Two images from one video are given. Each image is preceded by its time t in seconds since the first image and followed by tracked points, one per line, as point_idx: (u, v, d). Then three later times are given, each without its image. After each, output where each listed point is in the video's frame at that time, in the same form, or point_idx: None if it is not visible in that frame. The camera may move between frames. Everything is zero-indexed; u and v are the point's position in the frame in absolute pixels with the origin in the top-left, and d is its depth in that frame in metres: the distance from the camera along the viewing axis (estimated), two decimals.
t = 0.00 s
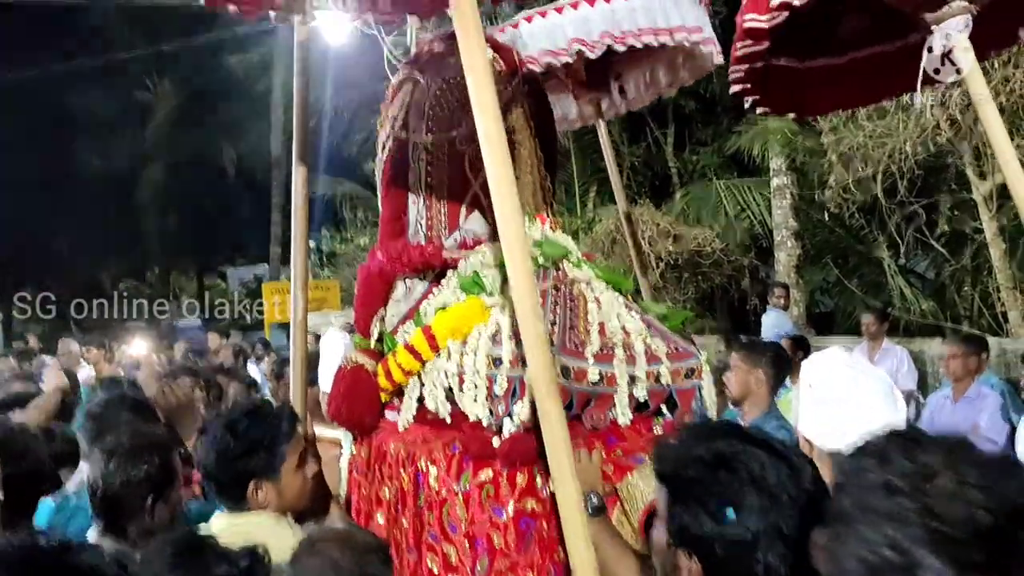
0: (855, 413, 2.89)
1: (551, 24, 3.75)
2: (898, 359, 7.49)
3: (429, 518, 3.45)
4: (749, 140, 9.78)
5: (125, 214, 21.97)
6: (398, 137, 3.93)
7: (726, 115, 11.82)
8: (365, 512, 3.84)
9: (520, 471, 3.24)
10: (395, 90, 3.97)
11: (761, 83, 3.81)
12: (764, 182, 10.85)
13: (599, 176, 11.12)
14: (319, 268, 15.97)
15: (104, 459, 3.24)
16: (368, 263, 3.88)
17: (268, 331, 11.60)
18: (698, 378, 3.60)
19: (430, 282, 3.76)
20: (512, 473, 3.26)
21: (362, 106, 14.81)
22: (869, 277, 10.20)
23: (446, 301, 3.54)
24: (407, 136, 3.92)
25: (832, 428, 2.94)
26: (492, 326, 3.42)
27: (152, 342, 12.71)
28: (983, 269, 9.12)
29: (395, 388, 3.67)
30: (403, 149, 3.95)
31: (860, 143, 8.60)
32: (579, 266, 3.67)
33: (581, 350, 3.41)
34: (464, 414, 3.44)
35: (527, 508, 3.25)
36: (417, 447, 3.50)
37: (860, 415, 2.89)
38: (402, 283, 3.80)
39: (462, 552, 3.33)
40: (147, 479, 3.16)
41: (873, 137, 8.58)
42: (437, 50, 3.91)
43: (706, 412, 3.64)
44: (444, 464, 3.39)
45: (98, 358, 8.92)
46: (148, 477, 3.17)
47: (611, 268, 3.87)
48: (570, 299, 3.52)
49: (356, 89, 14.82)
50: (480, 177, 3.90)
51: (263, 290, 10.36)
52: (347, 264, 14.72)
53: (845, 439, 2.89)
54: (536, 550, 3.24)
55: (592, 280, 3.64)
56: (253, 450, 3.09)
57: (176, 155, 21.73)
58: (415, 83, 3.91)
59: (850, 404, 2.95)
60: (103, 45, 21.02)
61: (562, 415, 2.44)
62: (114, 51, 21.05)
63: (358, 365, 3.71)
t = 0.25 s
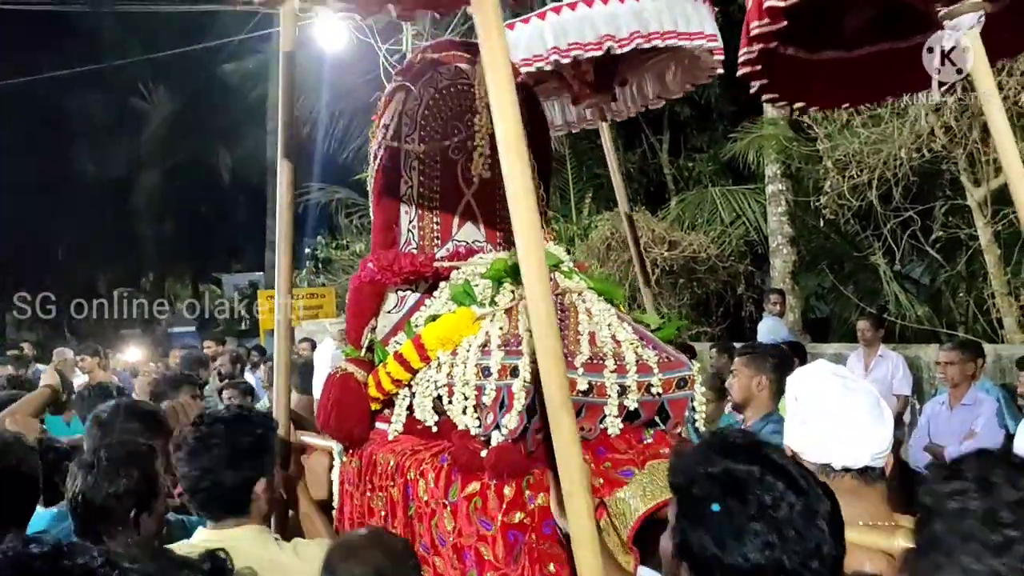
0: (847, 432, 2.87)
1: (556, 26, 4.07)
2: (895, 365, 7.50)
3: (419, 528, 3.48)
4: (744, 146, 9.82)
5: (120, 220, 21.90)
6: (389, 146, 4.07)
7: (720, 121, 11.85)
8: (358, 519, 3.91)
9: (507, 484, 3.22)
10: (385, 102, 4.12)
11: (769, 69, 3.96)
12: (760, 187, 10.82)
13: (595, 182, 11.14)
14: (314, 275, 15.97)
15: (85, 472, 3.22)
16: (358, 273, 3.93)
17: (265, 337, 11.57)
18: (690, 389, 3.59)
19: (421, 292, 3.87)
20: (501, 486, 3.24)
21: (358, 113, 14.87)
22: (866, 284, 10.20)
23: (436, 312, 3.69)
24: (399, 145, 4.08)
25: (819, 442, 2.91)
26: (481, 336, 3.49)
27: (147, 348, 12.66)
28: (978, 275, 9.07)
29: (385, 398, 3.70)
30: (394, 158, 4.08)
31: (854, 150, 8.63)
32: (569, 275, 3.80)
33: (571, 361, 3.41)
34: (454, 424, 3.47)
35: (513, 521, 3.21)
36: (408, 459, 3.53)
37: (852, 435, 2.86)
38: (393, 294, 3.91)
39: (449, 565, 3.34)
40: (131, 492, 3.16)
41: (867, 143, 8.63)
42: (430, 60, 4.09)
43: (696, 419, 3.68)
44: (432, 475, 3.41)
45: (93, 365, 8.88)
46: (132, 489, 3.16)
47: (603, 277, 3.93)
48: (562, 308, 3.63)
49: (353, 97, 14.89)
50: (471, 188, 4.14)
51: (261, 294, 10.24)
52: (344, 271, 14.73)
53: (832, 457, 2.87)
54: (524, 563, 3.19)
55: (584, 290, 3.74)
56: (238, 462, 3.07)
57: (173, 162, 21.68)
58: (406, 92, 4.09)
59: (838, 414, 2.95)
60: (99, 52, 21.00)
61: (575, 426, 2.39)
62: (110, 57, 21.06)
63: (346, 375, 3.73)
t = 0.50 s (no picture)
0: (847, 439, 2.89)
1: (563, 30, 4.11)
2: (895, 372, 7.50)
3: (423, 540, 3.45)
4: (743, 153, 9.85)
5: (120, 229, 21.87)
6: (386, 155, 4.02)
7: (719, 128, 11.87)
8: (358, 533, 3.85)
9: (514, 495, 3.25)
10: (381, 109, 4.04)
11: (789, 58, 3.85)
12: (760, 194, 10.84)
13: (594, 190, 11.16)
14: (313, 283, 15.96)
15: (84, 484, 3.22)
16: (356, 283, 3.92)
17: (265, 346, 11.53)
18: (691, 396, 3.63)
19: (421, 301, 3.90)
20: (507, 497, 3.26)
21: (358, 121, 14.90)
22: (865, 290, 10.17)
23: (436, 321, 3.72)
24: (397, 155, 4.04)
25: (821, 449, 2.94)
26: (484, 345, 3.50)
27: (147, 357, 12.71)
28: (977, 281, 9.06)
29: (386, 408, 3.70)
30: (392, 167, 4.07)
31: (853, 157, 8.65)
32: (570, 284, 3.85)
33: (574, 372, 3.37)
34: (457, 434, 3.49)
35: (521, 532, 3.22)
36: (411, 470, 3.51)
37: (854, 441, 2.88)
38: (392, 304, 3.91)
39: None
40: (131, 505, 3.18)
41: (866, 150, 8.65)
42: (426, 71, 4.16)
43: (697, 424, 3.74)
44: (437, 486, 3.41)
45: (93, 374, 8.90)
46: (132, 502, 3.18)
47: (604, 285, 3.95)
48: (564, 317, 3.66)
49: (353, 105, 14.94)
50: (469, 197, 4.19)
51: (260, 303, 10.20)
52: (344, 279, 14.71)
53: (838, 464, 2.88)
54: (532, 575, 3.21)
55: (586, 299, 3.78)
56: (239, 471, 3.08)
57: (172, 171, 21.68)
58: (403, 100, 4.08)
59: (842, 417, 2.95)
60: (98, 61, 21.00)
61: (590, 442, 2.43)
62: (110, 67, 21.07)
63: (347, 386, 3.72)
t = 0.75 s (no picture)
0: (874, 441, 2.87)
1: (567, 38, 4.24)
2: (905, 381, 7.47)
3: (444, 557, 3.42)
4: (750, 163, 9.86)
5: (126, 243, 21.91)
6: (392, 169, 4.06)
7: (724, 138, 11.89)
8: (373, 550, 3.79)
9: (540, 509, 3.27)
10: (387, 123, 4.08)
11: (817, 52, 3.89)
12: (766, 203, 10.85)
13: (600, 200, 11.16)
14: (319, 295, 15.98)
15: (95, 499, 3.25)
16: (364, 299, 3.92)
17: (271, 358, 11.51)
18: (705, 403, 3.66)
19: (430, 314, 3.93)
20: (531, 511, 3.28)
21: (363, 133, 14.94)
22: (873, 298, 10.18)
23: (447, 334, 3.73)
24: (403, 168, 4.08)
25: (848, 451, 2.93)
26: (500, 358, 3.52)
27: (155, 370, 12.70)
28: (986, 289, 9.07)
29: (399, 423, 3.68)
30: (398, 180, 4.08)
31: (861, 165, 8.66)
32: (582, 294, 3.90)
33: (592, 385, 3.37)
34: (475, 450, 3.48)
35: (547, 547, 3.23)
36: (430, 485, 3.51)
37: (880, 447, 2.87)
38: (401, 318, 3.92)
39: None
40: (141, 519, 3.20)
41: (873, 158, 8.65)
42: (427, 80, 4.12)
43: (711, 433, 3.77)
44: (459, 502, 3.40)
45: (102, 387, 8.90)
46: (141, 517, 3.20)
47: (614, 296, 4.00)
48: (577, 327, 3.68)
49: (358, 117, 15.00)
50: (473, 208, 4.20)
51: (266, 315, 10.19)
52: (350, 290, 14.71)
53: (870, 470, 2.86)
54: None
55: (599, 310, 3.79)
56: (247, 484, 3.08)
57: (179, 184, 21.75)
58: (407, 114, 4.08)
59: (872, 421, 2.94)
60: (105, 76, 21.09)
61: (609, 456, 2.45)
62: (117, 82, 21.17)
63: (358, 403, 3.68)
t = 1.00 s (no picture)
0: (906, 450, 2.85)
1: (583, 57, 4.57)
2: (924, 387, 7.39)
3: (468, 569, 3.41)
4: (764, 170, 9.82)
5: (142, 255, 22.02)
6: (403, 179, 4.12)
7: (739, 145, 11.85)
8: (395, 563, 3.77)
9: (564, 522, 3.24)
10: (400, 129, 4.20)
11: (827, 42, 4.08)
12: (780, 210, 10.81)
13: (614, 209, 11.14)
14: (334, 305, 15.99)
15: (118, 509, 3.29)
16: (381, 309, 3.95)
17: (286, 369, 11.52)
18: (726, 408, 3.61)
19: (445, 324, 3.93)
20: (556, 525, 3.25)
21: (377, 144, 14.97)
22: (890, 304, 10.10)
23: (464, 345, 3.71)
24: (415, 178, 4.12)
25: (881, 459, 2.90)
26: (518, 369, 3.49)
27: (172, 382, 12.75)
28: (1005, 295, 9.00)
29: (420, 435, 3.69)
30: (411, 190, 4.14)
31: (877, 172, 8.59)
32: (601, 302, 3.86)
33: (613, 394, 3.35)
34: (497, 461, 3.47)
35: (573, 559, 3.22)
36: (452, 497, 3.50)
37: (908, 450, 2.85)
38: (419, 329, 3.94)
39: None
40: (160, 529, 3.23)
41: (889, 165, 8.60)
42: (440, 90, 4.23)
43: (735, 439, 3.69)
44: (482, 515, 3.39)
45: (120, 399, 8.93)
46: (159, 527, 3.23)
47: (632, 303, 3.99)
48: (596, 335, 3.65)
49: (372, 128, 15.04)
50: (485, 216, 4.14)
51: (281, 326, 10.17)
52: (365, 301, 14.69)
53: (897, 474, 2.85)
54: None
55: (615, 317, 3.77)
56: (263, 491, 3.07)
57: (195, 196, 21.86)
58: (418, 122, 4.17)
59: (904, 426, 2.91)
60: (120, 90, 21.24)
61: (625, 467, 2.43)
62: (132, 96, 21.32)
63: (379, 416, 3.71)
